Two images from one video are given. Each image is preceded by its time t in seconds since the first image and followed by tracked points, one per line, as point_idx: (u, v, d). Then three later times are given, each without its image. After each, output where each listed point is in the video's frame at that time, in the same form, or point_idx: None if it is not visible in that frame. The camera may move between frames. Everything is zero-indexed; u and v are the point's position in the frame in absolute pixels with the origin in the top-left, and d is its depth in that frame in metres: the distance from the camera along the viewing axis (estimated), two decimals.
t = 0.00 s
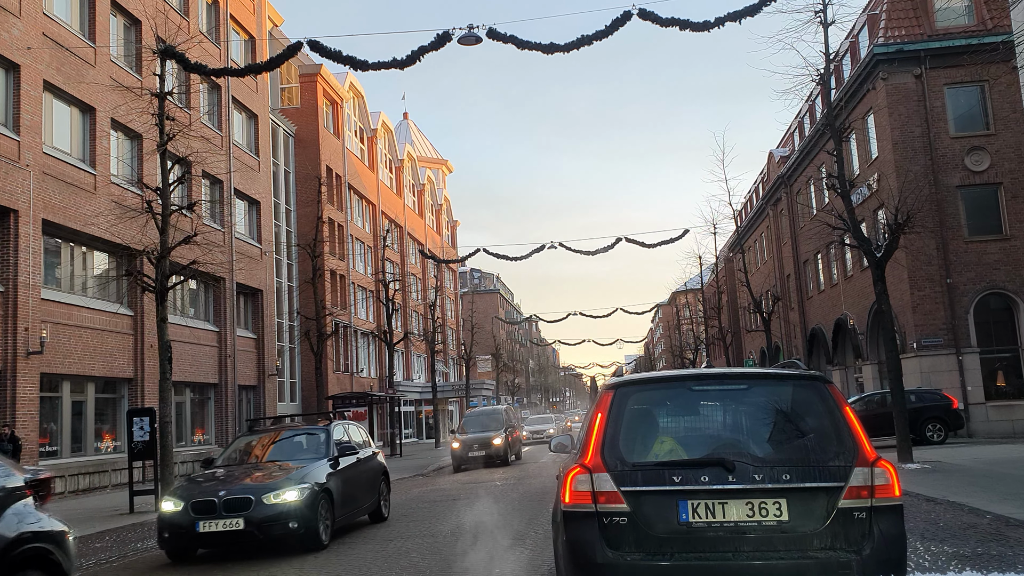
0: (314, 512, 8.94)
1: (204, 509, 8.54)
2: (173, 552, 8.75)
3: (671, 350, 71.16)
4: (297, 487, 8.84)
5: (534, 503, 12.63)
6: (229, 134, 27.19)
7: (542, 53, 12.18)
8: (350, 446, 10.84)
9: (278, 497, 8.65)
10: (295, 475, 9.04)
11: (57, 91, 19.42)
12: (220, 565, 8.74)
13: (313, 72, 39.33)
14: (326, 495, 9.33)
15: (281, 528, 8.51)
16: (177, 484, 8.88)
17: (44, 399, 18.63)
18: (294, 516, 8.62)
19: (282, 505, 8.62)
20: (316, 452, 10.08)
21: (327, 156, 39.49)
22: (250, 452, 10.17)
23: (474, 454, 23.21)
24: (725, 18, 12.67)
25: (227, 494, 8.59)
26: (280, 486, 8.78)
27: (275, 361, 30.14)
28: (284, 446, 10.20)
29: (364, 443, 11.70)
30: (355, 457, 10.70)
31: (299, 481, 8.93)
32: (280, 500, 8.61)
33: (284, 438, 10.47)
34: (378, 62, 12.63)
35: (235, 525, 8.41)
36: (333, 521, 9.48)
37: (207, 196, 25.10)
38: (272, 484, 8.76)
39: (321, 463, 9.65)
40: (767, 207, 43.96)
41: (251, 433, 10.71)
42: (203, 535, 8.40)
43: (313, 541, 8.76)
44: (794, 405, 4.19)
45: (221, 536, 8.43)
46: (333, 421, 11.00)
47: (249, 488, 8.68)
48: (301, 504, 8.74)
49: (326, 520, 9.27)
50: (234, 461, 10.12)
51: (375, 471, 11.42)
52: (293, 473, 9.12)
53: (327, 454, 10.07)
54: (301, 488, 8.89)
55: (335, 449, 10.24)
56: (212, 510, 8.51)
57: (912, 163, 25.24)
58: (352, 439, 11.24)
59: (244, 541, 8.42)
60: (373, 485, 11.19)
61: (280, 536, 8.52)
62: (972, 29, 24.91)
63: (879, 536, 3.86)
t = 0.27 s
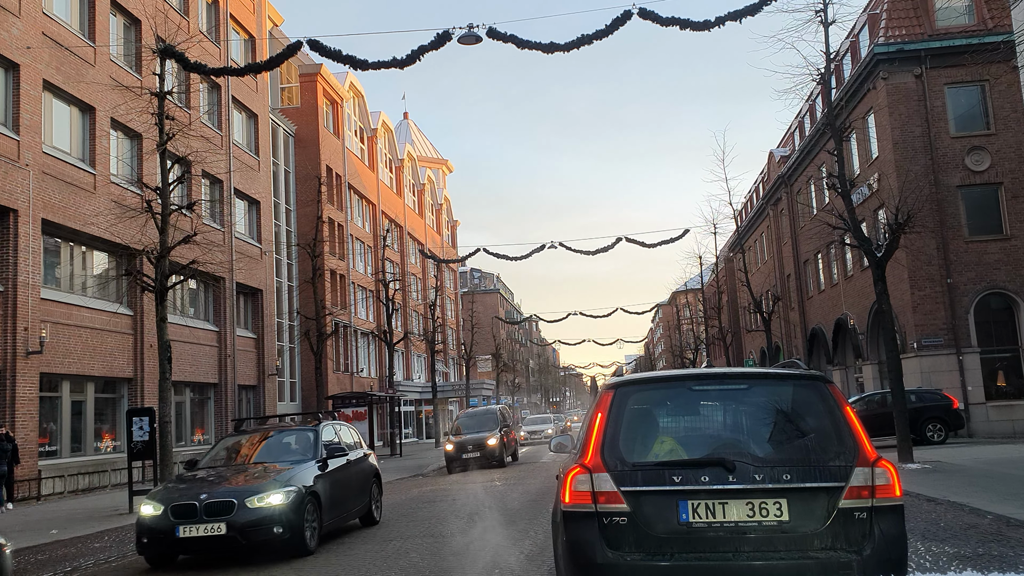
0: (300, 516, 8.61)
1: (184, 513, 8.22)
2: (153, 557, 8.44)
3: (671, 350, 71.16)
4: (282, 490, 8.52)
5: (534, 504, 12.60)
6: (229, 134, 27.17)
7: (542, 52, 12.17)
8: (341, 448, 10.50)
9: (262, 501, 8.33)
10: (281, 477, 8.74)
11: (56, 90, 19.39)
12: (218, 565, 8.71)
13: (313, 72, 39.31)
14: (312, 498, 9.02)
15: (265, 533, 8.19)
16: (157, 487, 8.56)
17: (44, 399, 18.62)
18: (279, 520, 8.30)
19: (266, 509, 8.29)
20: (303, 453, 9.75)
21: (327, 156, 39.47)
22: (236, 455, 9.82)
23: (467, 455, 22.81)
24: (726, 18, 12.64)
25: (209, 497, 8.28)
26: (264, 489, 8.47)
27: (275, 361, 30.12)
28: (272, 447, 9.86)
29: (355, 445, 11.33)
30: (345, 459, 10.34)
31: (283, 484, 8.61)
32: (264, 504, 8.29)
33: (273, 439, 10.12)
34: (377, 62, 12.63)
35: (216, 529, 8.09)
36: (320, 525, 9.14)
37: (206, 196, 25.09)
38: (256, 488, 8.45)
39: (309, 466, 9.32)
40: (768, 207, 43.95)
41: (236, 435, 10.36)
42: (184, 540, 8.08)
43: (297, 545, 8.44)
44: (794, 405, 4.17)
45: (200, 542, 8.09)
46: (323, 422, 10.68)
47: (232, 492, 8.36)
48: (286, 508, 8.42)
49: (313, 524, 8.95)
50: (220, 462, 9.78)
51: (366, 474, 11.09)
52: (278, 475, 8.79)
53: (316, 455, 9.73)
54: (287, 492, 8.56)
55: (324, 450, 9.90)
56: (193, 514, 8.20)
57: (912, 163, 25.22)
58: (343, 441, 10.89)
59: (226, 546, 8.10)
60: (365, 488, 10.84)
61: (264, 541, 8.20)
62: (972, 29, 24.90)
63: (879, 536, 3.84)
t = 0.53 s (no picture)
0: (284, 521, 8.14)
1: (162, 518, 7.76)
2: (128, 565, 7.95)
3: (671, 350, 71.19)
4: (265, 493, 8.07)
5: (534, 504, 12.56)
6: (229, 134, 27.15)
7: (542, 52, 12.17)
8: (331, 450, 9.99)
9: (243, 504, 7.88)
10: (264, 479, 8.28)
11: (56, 90, 19.37)
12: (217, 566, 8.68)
13: (313, 72, 39.29)
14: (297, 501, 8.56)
15: (247, 538, 7.74)
16: (133, 489, 8.13)
17: (43, 399, 18.61)
18: (262, 524, 7.85)
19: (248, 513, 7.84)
20: (289, 455, 9.24)
21: (327, 155, 39.46)
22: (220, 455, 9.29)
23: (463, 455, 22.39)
24: (727, 17, 12.63)
25: (188, 500, 7.84)
26: (246, 491, 8.01)
27: (275, 361, 30.11)
28: (257, 447, 9.34)
29: (347, 445, 10.87)
30: (334, 460, 9.86)
31: (266, 486, 8.16)
32: (246, 507, 7.84)
33: (260, 438, 9.58)
34: (377, 62, 12.63)
35: (195, 535, 7.65)
36: (305, 530, 8.66)
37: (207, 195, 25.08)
38: (237, 490, 8.00)
39: (295, 468, 8.85)
40: (768, 207, 43.94)
41: (219, 433, 9.85)
42: (161, 546, 7.64)
43: (281, 551, 7.99)
44: (793, 405, 4.16)
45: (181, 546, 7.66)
46: (311, 421, 10.17)
47: (212, 494, 7.92)
48: (270, 511, 7.96)
49: (298, 529, 8.47)
50: (203, 462, 9.28)
51: (356, 476, 10.59)
52: (263, 477, 8.34)
53: (303, 457, 9.22)
54: (271, 495, 8.11)
55: (311, 451, 9.37)
56: (170, 518, 7.75)
57: (913, 163, 25.21)
58: (332, 442, 10.38)
59: (206, 552, 7.65)
60: (354, 491, 10.38)
61: (246, 547, 7.75)
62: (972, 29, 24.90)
63: (879, 536, 3.83)
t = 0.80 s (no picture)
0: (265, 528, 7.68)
1: (136, 525, 7.30)
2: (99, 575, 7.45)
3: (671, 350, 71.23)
4: (245, 498, 7.61)
5: (533, 504, 12.54)
6: (229, 133, 27.14)
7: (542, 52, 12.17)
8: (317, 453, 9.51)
9: (222, 510, 7.42)
10: (245, 483, 7.82)
11: (56, 90, 19.36)
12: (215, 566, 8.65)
13: (312, 72, 39.27)
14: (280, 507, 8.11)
15: (225, 547, 7.28)
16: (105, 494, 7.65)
17: (43, 399, 18.59)
18: (241, 531, 7.40)
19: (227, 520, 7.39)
20: (272, 457, 8.78)
21: (326, 155, 39.44)
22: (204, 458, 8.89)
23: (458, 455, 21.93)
24: (727, 17, 12.62)
25: (163, 507, 7.36)
26: (225, 497, 7.55)
27: (275, 360, 30.10)
28: (241, 450, 8.93)
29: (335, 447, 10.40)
30: (318, 463, 9.37)
31: (247, 491, 7.70)
32: (225, 513, 7.38)
33: (247, 440, 9.17)
34: (377, 62, 12.62)
35: (170, 543, 7.18)
36: (288, 538, 8.18)
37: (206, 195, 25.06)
38: (216, 495, 7.53)
39: (279, 471, 8.41)
40: (767, 207, 43.94)
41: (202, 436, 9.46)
42: (134, 555, 7.17)
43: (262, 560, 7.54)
44: (793, 405, 4.15)
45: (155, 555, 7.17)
46: (297, 422, 9.73)
47: (189, 500, 7.44)
48: (250, 518, 7.51)
49: (280, 537, 8.03)
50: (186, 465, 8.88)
51: (344, 479, 10.13)
52: (242, 481, 7.88)
53: (287, 459, 8.78)
54: (251, 501, 7.64)
55: (296, 453, 8.92)
56: (144, 525, 7.28)
57: (913, 163, 25.20)
58: (318, 443, 9.90)
59: (182, 562, 7.19)
60: (342, 496, 9.89)
61: (224, 556, 7.29)
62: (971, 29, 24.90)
63: (878, 536, 3.82)
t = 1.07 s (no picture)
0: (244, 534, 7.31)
1: (106, 532, 6.96)
2: None
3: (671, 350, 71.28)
4: (222, 503, 7.24)
5: (533, 504, 12.52)
6: (229, 133, 27.12)
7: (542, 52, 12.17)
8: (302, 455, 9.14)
9: (197, 517, 7.06)
10: (223, 488, 7.45)
11: (56, 89, 19.35)
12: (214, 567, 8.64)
13: (312, 72, 39.26)
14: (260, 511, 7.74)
15: (200, 555, 6.92)
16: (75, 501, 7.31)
17: (43, 399, 18.58)
18: (218, 538, 7.03)
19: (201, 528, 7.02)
20: (254, 459, 8.42)
21: (326, 155, 39.43)
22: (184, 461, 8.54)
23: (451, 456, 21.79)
24: (727, 17, 12.61)
25: (134, 513, 7.02)
26: (201, 502, 7.19)
27: (275, 360, 30.11)
28: (223, 451, 8.58)
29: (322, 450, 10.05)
30: (303, 465, 9.01)
31: (224, 495, 7.33)
32: (200, 519, 7.03)
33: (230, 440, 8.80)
34: (377, 61, 12.62)
35: (142, 551, 6.85)
36: (269, 543, 7.80)
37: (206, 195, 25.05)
38: (191, 501, 7.18)
39: (260, 474, 8.05)
40: (768, 207, 43.95)
41: (181, 436, 9.11)
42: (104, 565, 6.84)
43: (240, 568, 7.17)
44: (792, 405, 4.14)
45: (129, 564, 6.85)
46: (282, 422, 9.37)
47: (163, 506, 7.10)
48: (227, 524, 7.15)
49: (261, 543, 7.67)
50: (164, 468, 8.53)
51: (332, 482, 9.77)
52: (220, 485, 7.50)
53: (270, 461, 8.41)
54: (228, 507, 7.27)
55: (278, 455, 8.56)
56: (115, 533, 6.94)
57: (913, 163, 25.19)
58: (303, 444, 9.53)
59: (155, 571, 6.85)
60: (328, 500, 9.49)
61: (199, 564, 6.93)
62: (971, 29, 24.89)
63: (877, 535, 3.81)
